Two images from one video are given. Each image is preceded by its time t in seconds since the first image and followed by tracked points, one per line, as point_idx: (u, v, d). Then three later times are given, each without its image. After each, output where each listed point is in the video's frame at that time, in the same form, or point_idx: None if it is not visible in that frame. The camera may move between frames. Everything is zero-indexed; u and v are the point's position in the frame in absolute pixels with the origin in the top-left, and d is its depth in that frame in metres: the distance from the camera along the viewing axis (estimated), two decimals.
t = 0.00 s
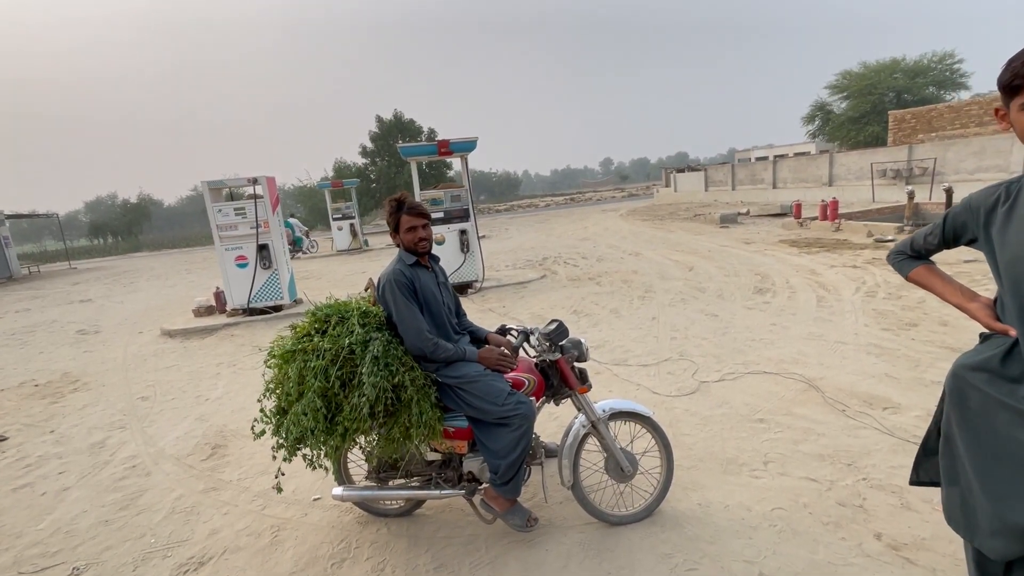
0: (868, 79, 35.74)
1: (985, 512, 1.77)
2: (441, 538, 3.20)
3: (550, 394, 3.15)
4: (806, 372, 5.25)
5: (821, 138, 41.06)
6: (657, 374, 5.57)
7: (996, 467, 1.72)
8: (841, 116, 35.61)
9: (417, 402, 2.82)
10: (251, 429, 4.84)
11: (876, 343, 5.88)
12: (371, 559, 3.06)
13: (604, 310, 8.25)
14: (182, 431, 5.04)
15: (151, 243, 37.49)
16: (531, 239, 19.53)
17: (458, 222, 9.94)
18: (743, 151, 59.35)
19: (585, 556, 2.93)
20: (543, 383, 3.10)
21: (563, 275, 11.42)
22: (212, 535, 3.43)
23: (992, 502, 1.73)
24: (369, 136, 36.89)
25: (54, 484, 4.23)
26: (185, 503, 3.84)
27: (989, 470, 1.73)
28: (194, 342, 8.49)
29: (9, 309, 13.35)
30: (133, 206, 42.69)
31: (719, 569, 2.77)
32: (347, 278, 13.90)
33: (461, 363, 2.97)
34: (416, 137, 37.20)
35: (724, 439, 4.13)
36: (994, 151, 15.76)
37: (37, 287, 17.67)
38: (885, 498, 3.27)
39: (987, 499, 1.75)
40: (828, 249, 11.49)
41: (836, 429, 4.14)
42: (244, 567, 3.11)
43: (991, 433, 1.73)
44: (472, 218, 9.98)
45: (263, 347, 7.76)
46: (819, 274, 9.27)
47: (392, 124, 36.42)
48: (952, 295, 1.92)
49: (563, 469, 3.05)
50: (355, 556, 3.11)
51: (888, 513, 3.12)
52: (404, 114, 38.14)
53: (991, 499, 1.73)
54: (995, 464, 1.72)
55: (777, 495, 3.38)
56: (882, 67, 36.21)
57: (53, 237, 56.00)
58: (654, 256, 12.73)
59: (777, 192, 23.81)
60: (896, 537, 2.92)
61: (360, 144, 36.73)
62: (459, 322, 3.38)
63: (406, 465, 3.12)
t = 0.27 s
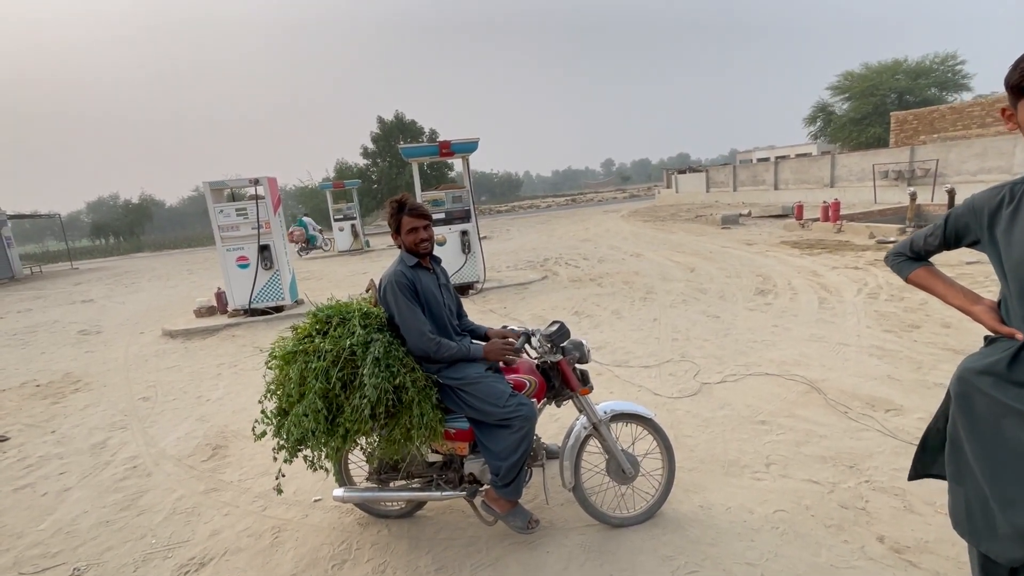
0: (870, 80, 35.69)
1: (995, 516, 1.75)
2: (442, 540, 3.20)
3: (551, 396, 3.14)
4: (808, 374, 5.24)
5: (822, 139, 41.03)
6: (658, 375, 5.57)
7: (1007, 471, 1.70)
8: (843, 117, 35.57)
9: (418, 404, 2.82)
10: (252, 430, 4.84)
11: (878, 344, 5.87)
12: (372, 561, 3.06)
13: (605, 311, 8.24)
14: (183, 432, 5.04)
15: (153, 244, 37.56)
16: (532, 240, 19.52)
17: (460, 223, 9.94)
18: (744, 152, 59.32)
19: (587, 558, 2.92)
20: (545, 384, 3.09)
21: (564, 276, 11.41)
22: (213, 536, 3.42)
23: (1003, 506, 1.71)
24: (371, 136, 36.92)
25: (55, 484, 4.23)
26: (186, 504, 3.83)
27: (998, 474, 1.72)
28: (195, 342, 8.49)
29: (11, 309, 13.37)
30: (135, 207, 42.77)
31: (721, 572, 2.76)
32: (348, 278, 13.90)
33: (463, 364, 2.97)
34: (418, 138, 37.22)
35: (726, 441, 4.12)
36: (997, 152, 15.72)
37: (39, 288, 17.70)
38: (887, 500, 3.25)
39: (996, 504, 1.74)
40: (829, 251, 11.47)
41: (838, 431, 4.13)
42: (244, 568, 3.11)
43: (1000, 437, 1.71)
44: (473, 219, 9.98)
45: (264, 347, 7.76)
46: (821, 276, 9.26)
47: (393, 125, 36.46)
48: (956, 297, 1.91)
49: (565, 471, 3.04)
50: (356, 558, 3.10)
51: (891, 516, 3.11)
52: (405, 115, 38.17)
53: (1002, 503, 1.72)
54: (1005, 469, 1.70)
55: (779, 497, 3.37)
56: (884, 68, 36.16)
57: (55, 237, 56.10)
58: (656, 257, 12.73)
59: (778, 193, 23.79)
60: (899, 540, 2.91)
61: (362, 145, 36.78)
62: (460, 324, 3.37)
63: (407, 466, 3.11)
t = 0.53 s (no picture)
0: (873, 80, 35.59)
1: (1003, 519, 1.73)
2: (444, 540, 3.19)
3: (555, 396, 3.13)
4: (811, 375, 5.22)
5: (825, 139, 40.93)
6: (661, 376, 5.55)
7: (1015, 475, 1.68)
8: (846, 118, 35.48)
9: (421, 404, 2.81)
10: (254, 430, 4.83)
11: (882, 346, 5.84)
12: (374, 561, 3.05)
13: (607, 312, 8.23)
14: (185, 432, 5.04)
15: (155, 244, 37.61)
16: (534, 240, 19.50)
17: (462, 223, 9.93)
18: (747, 152, 59.22)
19: (590, 560, 2.91)
20: (548, 385, 3.09)
21: (566, 276, 11.40)
22: (215, 536, 3.42)
23: (1011, 510, 1.69)
24: (373, 136, 36.94)
25: (58, 484, 4.22)
26: (188, 503, 3.83)
27: (1006, 477, 1.70)
28: (198, 342, 8.49)
29: (13, 308, 13.39)
30: (138, 207, 42.89)
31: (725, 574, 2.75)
32: (350, 278, 13.90)
33: (466, 364, 2.96)
34: (420, 138, 37.23)
35: (729, 442, 4.11)
36: (1001, 152, 15.66)
37: (42, 287, 17.73)
38: (892, 503, 3.24)
39: (1005, 507, 1.72)
40: (832, 251, 11.43)
41: (842, 433, 4.11)
42: (246, 568, 3.10)
43: (1006, 441, 1.69)
44: (476, 219, 9.97)
45: (267, 347, 7.76)
46: (824, 276, 9.23)
47: (395, 125, 36.47)
48: (962, 298, 1.90)
49: (568, 472, 3.03)
50: (358, 558, 3.09)
51: (896, 519, 3.09)
52: (408, 115, 38.19)
53: (1009, 507, 1.69)
54: (1013, 473, 1.68)
55: (783, 499, 3.35)
56: (887, 68, 36.07)
57: (58, 237, 56.27)
58: (658, 258, 12.71)
59: (781, 194, 23.74)
60: (905, 542, 2.89)
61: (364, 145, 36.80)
62: (465, 324, 3.36)
63: (409, 466, 3.10)
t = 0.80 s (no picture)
0: (875, 80, 35.54)
1: (1004, 520, 1.72)
2: (444, 540, 3.19)
3: (555, 396, 3.13)
4: (812, 375, 5.21)
5: (827, 140, 40.88)
6: (662, 376, 5.55)
7: (1016, 475, 1.67)
8: (847, 118, 35.43)
9: (422, 404, 2.81)
10: (255, 429, 4.84)
11: (883, 346, 5.83)
12: (374, 561, 3.05)
13: (608, 312, 8.22)
14: (187, 431, 5.05)
15: (157, 243, 37.64)
16: (535, 240, 19.49)
17: (463, 223, 9.93)
18: (748, 152, 59.15)
19: (590, 560, 2.91)
20: (549, 385, 3.09)
21: (567, 276, 11.40)
22: (216, 535, 3.42)
23: (1013, 511, 1.69)
24: (375, 136, 36.97)
25: (59, 482, 4.23)
26: (189, 502, 3.83)
27: (1006, 477, 1.69)
28: (199, 341, 8.50)
29: (15, 308, 13.41)
30: (139, 206, 43.00)
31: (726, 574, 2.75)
32: (351, 278, 13.91)
33: (469, 365, 2.96)
34: (421, 137, 37.25)
35: (730, 442, 4.11)
36: (1004, 153, 15.62)
37: (44, 286, 17.75)
38: (893, 503, 3.23)
39: (1006, 507, 1.71)
40: (834, 252, 11.41)
41: (843, 434, 4.11)
42: (247, 567, 3.10)
43: (1007, 442, 1.69)
44: (477, 219, 9.97)
45: (268, 346, 7.77)
46: (825, 277, 9.22)
47: (397, 124, 36.51)
48: (963, 299, 1.89)
49: (568, 472, 3.03)
50: (358, 558, 3.09)
51: (897, 520, 3.09)
52: (409, 115, 38.19)
53: (1010, 507, 1.69)
54: (1014, 474, 1.67)
55: (784, 500, 3.34)
56: (889, 68, 36.00)
57: (60, 236, 56.37)
58: (659, 258, 12.70)
59: (783, 194, 23.72)
60: (905, 543, 2.89)
61: (365, 145, 36.84)
62: (467, 325, 3.36)
63: (410, 466, 3.10)
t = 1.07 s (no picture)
0: (876, 80, 35.52)
1: (1003, 521, 1.72)
2: (444, 539, 3.19)
3: (555, 396, 3.13)
4: (812, 375, 5.21)
5: (828, 139, 40.85)
6: (662, 375, 5.55)
7: (1015, 476, 1.67)
8: (848, 117, 35.40)
9: (422, 403, 2.81)
10: (255, 428, 4.84)
11: (883, 346, 5.83)
12: (374, 560, 3.05)
13: (608, 311, 8.22)
14: (187, 429, 5.05)
15: (157, 242, 37.64)
16: (535, 239, 19.48)
17: (463, 222, 9.94)
18: (749, 152, 59.11)
19: (589, 559, 2.92)
20: (548, 384, 3.09)
21: (567, 276, 11.40)
22: (215, 534, 3.43)
23: (1011, 511, 1.69)
24: (375, 135, 36.96)
25: (59, 481, 4.24)
26: (189, 501, 3.84)
27: (1004, 477, 1.69)
28: (199, 340, 8.51)
29: (16, 306, 13.41)
30: (140, 205, 43.05)
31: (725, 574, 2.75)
32: (351, 277, 13.90)
33: (469, 364, 2.96)
34: (422, 136, 37.25)
35: (730, 442, 4.11)
36: (1004, 153, 15.60)
37: (44, 285, 17.76)
38: (892, 503, 3.23)
39: (1004, 508, 1.71)
40: (834, 251, 11.40)
41: (842, 433, 4.11)
42: (246, 566, 3.10)
43: (1006, 442, 1.69)
44: (477, 218, 9.98)
45: (268, 345, 7.77)
46: (825, 276, 9.22)
47: (397, 123, 36.51)
48: (961, 298, 1.89)
49: (568, 471, 3.03)
50: (358, 557, 3.10)
51: (896, 519, 3.09)
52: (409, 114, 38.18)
53: (1009, 508, 1.69)
54: (1013, 475, 1.67)
55: (783, 500, 3.35)
56: (889, 67, 35.98)
57: (60, 235, 56.40)
58: (659, 257, 12.70)
59: (783, 194, 23.71)
60: (904, 543, 2.89)
61: (366, 144, 36.84)
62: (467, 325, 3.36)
63: (409, 465, 3.11)
